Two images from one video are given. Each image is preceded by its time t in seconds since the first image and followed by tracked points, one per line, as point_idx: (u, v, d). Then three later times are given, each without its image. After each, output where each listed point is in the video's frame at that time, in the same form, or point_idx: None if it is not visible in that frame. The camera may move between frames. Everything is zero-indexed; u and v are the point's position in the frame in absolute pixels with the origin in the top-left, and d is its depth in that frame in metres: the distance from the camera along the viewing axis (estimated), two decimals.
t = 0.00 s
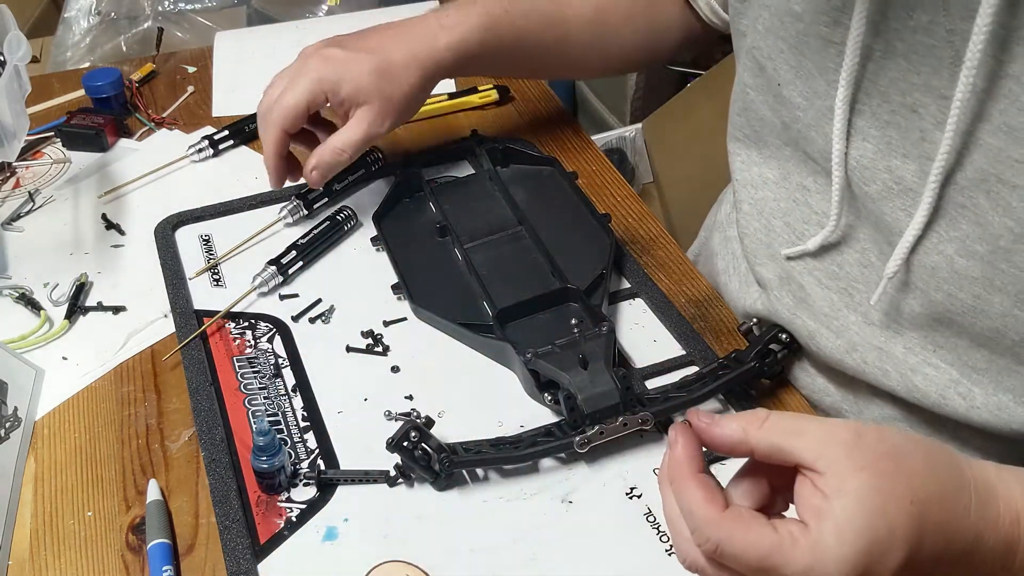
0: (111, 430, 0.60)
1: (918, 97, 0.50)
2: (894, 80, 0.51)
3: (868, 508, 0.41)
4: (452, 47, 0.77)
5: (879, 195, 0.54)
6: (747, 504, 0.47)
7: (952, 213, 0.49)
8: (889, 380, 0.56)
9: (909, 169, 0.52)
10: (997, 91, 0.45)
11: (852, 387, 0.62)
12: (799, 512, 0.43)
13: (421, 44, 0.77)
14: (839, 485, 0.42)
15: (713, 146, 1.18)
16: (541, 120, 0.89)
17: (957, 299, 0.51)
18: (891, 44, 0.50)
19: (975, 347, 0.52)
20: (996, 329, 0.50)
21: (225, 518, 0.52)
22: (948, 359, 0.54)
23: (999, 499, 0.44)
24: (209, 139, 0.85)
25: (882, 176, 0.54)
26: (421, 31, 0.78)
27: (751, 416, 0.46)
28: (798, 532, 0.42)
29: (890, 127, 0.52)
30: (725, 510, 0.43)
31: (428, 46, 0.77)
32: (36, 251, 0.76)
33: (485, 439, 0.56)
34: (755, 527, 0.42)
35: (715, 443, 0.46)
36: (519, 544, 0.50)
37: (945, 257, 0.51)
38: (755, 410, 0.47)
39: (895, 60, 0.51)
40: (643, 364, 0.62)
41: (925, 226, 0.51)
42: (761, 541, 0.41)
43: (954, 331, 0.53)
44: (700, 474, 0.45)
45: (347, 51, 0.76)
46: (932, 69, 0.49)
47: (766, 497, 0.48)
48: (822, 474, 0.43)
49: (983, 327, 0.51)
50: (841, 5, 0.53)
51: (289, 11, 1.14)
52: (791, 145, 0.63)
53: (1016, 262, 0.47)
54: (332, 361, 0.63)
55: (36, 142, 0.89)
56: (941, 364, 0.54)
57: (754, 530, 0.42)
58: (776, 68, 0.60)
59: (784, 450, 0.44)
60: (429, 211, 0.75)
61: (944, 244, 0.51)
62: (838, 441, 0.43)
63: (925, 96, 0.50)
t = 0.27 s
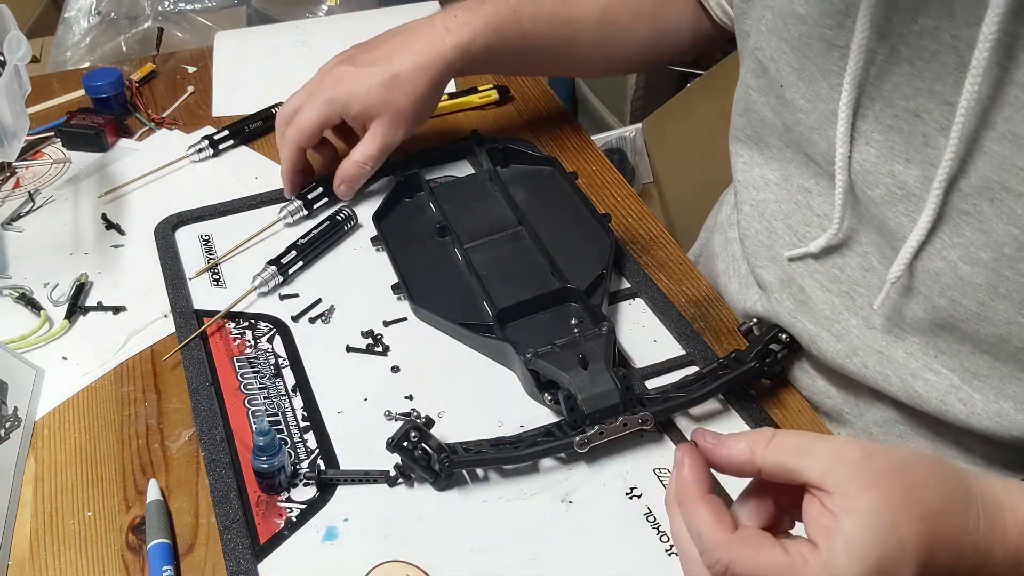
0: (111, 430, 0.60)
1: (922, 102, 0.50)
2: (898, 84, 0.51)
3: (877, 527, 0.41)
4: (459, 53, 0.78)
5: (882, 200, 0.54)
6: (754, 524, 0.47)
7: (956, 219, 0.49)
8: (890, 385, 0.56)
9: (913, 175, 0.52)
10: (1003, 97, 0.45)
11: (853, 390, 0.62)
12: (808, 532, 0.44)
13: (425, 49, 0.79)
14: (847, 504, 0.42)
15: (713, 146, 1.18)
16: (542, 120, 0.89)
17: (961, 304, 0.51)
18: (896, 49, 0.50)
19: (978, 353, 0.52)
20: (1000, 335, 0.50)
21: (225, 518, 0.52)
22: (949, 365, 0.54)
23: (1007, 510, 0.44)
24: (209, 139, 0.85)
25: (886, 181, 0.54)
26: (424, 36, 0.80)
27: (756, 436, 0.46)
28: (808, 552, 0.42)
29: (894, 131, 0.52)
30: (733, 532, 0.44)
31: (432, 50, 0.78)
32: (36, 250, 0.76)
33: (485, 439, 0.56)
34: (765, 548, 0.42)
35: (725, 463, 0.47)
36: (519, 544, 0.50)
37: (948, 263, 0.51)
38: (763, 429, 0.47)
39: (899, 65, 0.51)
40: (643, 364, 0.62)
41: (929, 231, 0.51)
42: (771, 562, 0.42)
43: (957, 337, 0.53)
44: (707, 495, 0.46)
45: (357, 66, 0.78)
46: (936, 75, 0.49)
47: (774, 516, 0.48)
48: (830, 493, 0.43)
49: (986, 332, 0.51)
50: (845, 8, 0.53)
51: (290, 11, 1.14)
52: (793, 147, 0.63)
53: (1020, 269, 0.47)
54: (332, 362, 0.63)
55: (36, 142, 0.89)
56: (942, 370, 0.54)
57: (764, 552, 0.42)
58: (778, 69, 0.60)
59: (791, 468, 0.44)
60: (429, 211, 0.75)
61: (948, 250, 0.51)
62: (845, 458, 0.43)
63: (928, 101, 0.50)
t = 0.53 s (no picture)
0: (111, 430, 0.60)
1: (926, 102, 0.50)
2: (902, 84, 0.51)
3: (873, 525, 0.41)
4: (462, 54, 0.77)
5: (885, 200, 0.54)
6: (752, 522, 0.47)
7: (960, 219, 0.49)
8: (890, 385, 0.56)
9: (916, 174, 0.52)
10: (1006, 97, 0.45)
11: (854, 390, 0.62)
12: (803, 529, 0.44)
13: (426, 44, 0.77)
14: (843, 502, 0.42)
15: (712, 145, 1.18)
16: (542, 120, 0.89)
17: (964, 304, 0.51)
18: (900, 50, 0.50)
19: (980, 353, 0.52)
20: (1002, 335, 0.50)
21: (225, 518, 0.52)
22: (949, 365, 0.54)
23: (1005, 511, 0.44)
24: (209, 139, 0.85)
25: (889, 180, 0.54)
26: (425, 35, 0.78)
27: (753, 434, 0.46)
28: (804, 548, 0.42)
29: (898, 131, 0.52)
30: (731, 529, 0.44)
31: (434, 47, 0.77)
32: (36, 250, 0.76)
33: (485, 439, 0.56)
34: (761, 544, 0.42)
35: (719, 461, 0.47)
36: (519, 544, 0.50)
37: (950, 264, 0.51)
38: (760, 426, 0.47)
39: (903, 64, 0.50)
40: (643, 364, 0.62)
41: (932, 231, 0.51)
42: (767, 557, 0.42)
43: (959, 337, 0.53)
44: (703, 492, 0.46)
45: (355, 64, 0.75)
46: (940, 74, 0.49)
47: (770, 514, 0.48)
48: (826, 491, 0.43)
49: (989, 333, 0.51)
50: (849, 7, 0.53)
51: (290, 11, 1.14)
52: (796, 146, 0.63)
53: (1022, 270, 0.47)
54: (332, 362, 0.63)
55: (36, 142, 0.89)
56: (943, 370, 0.54)
57: (760, 548, 0.42)
58: (781, 68, 0.60)
59: (788, 467, 0.44)
60: (429, 212, 0.75)
61: (951, 250, 0.50)
62: (841, 457, 0.43)
63: (932, 101, 0.50)
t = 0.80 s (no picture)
0: (111, 430, 0.60)
1: (931, 102, 0.50)
2: (908, 83, 0.51)
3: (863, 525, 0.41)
4: (453, 103, 0.75)
5: (898, 198, 0.54)
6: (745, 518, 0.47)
7: (969, 219, 0.49)
8: (889, 385, 0.56)
9: (923, 174, 0.52)
10: (1013, 96, 0.45)
11: (854, 390, 0.62)
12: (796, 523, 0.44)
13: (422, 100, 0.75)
14: (835, 500, 0.42)
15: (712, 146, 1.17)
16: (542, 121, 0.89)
17: (968, 305, 0.51)
18: (905, 51, 0.50)
19: (981, 354, 0.52)
20: (1004, 336, 0.50)
21: (225, 518, 0.52)
22: (950, 366, 0.54)
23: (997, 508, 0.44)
24: (209, 139, 0.85)
25: (897, 180, 0.54)
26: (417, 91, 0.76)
27: (744, 433, 0.46)
28: (797, 544, 0.42)
29: (905, 131, 0.52)
30: (727, 516, 0.44)
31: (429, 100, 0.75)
32: (36, 250, 0.76)
33: (485, 439, 0.56)
34: (756, 534, 0.42)
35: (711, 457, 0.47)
36: (518, 544, 0.50)
37: (961, 261, 0.50)
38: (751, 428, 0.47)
39: (908, 63, 0.50)
40: (643, 364, 0.62)
41: (942, 230, 0.51)
42: (761, 549, 0.42)
43: (960, 337, 0.53)
44: (699, 481, 0.46)
45: (343, 121, 0.73)
46: (948, 73, 0.49)
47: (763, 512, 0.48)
48: (818, 490, 0.43)
49: (991, 334, 0.50)
50: (853, 7, 0.53)
51: (290, 11, 1.14)
52: (797, 145, 0.63)
53: None
54: (332, 362, 0.63)
55: (36, 142, 0.89)
56: (943, 371, 0.54)
57: (755, 538, 0.42)
58: (783, 68, 0.60)
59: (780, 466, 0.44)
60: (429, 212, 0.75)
61: (961, 248, 0.50)
62: (832, 457, 0.43)
63: (939, 100, 0.50)
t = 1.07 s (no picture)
0: (111, 430, 0.60)
1: (932, 104, 0.50)
2: (908, 84, 0.51)
3: (864, 501, 0.41)
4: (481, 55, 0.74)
5: (897, 200, 0.54)
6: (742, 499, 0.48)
7: (971, 220, 0.49)
8: (889, 389, 0.56)
9: (923, 175, 0.52)
10: (1016, 97, 0.45)
11: (855, 391, 0.62)
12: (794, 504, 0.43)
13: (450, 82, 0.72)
14: (835, 481, 0.41)
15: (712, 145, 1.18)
16: (542, 121, 0.89)
17: (969, 306, 0.51)
18: (906, 53, 0.50)
19: (980, 358, 0.52)
20: (1005, 339, 0.50)
21: (225, 518, 0.52)
22: (949, 369, 0.53)
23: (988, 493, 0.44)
24: (209, 139, 0.85)
25: (898, 182, 0.54)
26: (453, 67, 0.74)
27: (746, 411, 0.45)
28: (793, 523, 0.42)
29: (906, 132, 0.52)
30: (722, 495, 0.43)
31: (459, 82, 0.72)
32: (36, 250, 0.76)
33: (485, 439, 0.56)
34: (749, 512, 0.42)
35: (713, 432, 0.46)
36: (518, 544, 0.50)
37: (964, 263, 0.51)
38: (755, 405, 0.46)
39: (909, 64, 0.50)
40: (643, 364, 0.62)
41: (944, 232, 0.51)
42: (754, 526, 0.42)
43: (960, 340, 0.53)
44: (695, 461, 0.45)
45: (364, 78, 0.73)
46: (949, 75, 0.49)
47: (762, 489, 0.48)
48: (818, 471, 0.42)
49: (992, 336, 0.50)
50: (854, 9, 0.53)
51: (289, 11, 1.14)
52: (797, 146, 0.63)
53: None
54: (332, 362, 0.63)
55: (36, 142, 0.89)
56: (943, 374, 0.54)
57: (747, 517, 0.42)
58: (784, 68, 0.60)
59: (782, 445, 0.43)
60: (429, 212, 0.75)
61: (964, 250, 0.50)
62: (833, 437, 0.43)
63: (939, 102, 0.50)
